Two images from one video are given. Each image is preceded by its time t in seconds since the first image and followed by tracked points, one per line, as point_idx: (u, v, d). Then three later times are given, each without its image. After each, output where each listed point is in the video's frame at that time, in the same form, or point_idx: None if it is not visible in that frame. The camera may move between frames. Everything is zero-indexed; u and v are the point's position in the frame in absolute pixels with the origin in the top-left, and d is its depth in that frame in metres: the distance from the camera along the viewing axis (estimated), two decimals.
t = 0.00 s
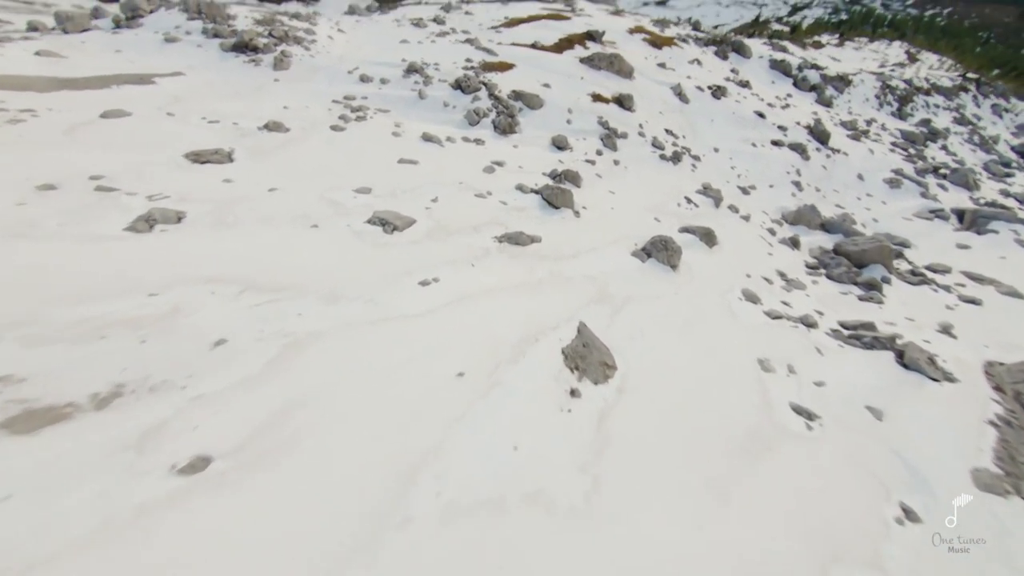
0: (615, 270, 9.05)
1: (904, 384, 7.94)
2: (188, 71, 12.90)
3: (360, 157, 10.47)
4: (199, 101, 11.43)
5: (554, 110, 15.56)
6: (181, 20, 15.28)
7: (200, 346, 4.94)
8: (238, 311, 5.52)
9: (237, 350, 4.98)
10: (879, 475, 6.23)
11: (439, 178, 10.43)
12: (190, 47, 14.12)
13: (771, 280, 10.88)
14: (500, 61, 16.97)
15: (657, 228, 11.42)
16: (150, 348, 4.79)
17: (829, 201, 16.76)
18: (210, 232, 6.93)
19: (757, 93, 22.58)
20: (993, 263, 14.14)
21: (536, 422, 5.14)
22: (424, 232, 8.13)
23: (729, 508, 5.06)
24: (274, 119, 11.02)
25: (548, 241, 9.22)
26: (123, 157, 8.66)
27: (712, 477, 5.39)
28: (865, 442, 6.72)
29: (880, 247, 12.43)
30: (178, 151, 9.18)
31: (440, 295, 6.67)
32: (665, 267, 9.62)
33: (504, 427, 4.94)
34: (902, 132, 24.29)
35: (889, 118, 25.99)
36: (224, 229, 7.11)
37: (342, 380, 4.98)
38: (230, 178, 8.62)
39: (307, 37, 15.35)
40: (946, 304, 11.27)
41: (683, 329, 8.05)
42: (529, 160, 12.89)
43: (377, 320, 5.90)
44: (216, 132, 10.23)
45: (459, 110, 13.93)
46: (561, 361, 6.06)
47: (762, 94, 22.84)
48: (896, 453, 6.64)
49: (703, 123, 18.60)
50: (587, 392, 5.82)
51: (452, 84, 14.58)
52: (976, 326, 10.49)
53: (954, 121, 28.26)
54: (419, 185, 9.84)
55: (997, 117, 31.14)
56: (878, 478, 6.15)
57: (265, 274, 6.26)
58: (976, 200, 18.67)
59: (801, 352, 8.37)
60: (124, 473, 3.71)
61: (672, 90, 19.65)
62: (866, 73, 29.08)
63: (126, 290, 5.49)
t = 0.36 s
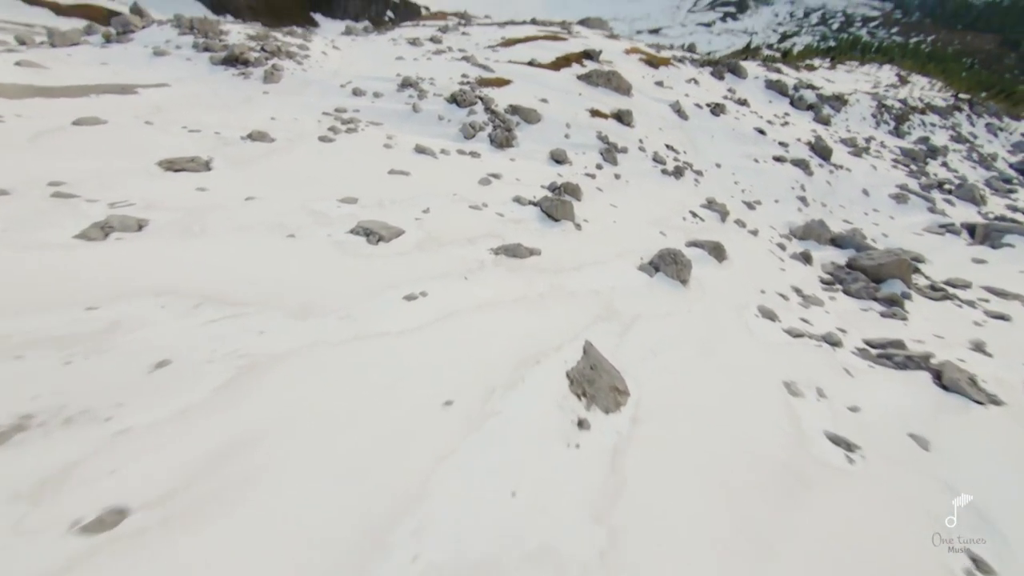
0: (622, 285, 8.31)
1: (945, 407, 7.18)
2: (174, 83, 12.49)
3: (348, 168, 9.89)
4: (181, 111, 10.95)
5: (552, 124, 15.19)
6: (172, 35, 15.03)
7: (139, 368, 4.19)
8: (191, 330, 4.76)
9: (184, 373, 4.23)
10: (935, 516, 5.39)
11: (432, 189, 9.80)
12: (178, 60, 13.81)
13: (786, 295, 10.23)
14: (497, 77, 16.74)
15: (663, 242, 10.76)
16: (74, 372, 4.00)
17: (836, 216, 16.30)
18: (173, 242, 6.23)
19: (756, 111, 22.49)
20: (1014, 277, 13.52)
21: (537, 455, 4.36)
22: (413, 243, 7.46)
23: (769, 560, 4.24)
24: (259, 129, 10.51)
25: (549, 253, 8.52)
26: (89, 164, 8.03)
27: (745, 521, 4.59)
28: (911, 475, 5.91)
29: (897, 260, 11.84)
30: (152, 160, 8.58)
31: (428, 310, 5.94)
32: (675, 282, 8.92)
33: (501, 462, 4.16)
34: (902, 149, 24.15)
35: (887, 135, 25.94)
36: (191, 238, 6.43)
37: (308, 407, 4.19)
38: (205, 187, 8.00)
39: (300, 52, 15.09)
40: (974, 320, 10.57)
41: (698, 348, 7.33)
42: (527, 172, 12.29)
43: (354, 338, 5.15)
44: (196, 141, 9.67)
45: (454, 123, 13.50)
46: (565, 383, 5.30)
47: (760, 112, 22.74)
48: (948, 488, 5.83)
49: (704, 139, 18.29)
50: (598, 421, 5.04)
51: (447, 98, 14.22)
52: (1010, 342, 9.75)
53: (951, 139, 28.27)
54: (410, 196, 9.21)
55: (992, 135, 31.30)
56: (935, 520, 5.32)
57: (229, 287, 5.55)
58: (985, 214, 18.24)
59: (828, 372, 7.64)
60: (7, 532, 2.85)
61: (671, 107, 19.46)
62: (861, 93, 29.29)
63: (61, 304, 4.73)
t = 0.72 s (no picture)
0: (629, 300, 7.58)
1: (999, 435, 6.39)
2: (158, 95, 12.06)
3: (333, 179, 9.29)
4: (163, 121, 10.46)
5: (550, 139, 14.79)
6: (162, 51, 14.75)
7: (48, 397, 3.39)
8: (128, 349, 4.00)
9: (104, 402, 3.43)
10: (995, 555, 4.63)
11: (424, 200, 9.18)
12: (166, 74, 13.47)
13: (804, 312, 9.54)
14: (493, 94, 16.48)
15: (670, 256, 10.09)
16: None
17: (844, 231, 15.78)
18: (128, 251, 5.54)
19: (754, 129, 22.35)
20: None
21: (539, 505, 3.53)
22: (399, 254, 6.76)
23: None
24: (242, 140, 9.97)
25: (550, 266, 7.83)
26: (50, 170, 7.40)
27: (781, 569, 3.86)
28: (965, 511, 5.13)
29: (917, 275, 11.19)
30: (121, 168, 7.96)
31: (412, 326, 5.18)
32: (686, 297, 8.23)
33: (494, 516, 3.32)
34: (902, 166, 23.95)
35: (886, 153, 25.83)
36: (148, 247, 5.73)
37: (253, 446, 3.34)
38: (174, 195, 7.36)
39: (292, 67, 14.81)
40: (1006, 337, 9.84)
41: (717, 370, 6.55)
42: (525, 185, 11.70)
43: (321, 360, 4.36)
44: (174, 150, 9.12)
45: (449, 137, 13.04)
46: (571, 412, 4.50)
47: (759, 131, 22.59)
48: (1002, 520, 5.09)
49: (704, 156, 17.96)
50: (614, 458, 4.25)
51: (442, 112, 13.85)
52: None
53: (949, 157, 28.24)
54: (399, 207, 8.57)
55: (988, 154, 31.37)
56: (987, 554, 4.61)
57: (181, 301, 4.81)
58: (996, 230, 17.76)
59: (863, 396, 6.89)
60: None
61: (669, 125, 19.23)
62: (856, 113, 29.45)
63: None
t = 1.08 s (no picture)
0: (638, 316, 6.83)
1: None
2: (140, 107, 11.60)
3: (317, 189, 8.68)
4: (141, 131, 9.93)
5: (548, 153, 14.35)
6: (151, 66, 14.42)
7: None
8: (34, 372, 3.22)
9: None
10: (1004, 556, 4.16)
11: (414, 211, 8.53)
12: (152, 88, 13.09)
13: (826, 330, 8.86)
14: (490, 110, 16.18)
15: (679, 270, 9.41)
16: None
17: (854, 246, 15.24)
18: (69, 260, 4.81)
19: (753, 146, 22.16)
20: None
21: (535, 572, 2.70)
22: (383, 265, 6.06)
23: None
24: (223, 150, 9.40)
25: (551, 280, 7.12)
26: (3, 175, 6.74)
27: None
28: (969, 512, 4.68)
29: (940, 288, 10.54)
30: (84, 175, 7.32)
31: (390, 346, 4.41)
32: (700, 313, 7.51)
33: None
34: (903, 182, 23.72)
35: (885, 170, 25.67)
36: (94, 255, 5.02)
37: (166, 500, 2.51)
38: (138, 203, 6.71)
39: (283, 83, 14.49)
40: None
41: (741, 394, 5.77)
42: (522, 198, 11.09)
43: (275, 387, 3.57)
44: (148, 159, 8.53)
45: (443, 150, 12.55)
46: (580, 449, 3.71)
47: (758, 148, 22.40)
48: (1010, 519, 4.62)
49: (705, 172, 17.57)
50: (636, 504, 3.47)
51: (436, 127, 13.43)
52: None
53: (947, 174, 28.14)
54: (386, 218, 7.92)
55: (984, 171, 31.36)
56: None
57: (117, 315, 4.06)
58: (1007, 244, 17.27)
59: (906, 423, 6.12)
60: None
61: (668, 142, 18.95)
62: (852, 132, 29.53)
63: None
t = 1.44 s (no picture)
0: (652, 336, 6.06)
1: None
2: (119, 123, 11.12)
3: (298, 203, 8.04)
4: (116, 145, 9.39)
5: (545, 169, 13.90)
6: (139, 85, 14.10)
7: None
8: None
9: None
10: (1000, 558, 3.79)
11: (403, 225, 7.88)
12: (136, 105, 12.71)
13: (854, 349, 8.12)
14: (485, 128, 15.87)
15: (690, 286, 8.71)
16: None
17: (865, 262, 14.66)
18: None
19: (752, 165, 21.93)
20: None
21: None
22: (363, 280, 5.35)
23: None
24: (201, 163, 8.96)
25: (554, 296, 6.40)
26: None
27: None
28: (967, 512, 4.30)
29: (969, 302, 9.86)
30: (39, 185, 6.66)
31: (360, 372, 3.64)
32: (719, 331, 6.77)
33: None
34: (905, 199, 23.45)
35: (885, 187, 25.47)
36: (22, 265, 4.29)
37: None
38: (93, 213, 6.06)
39: (273, 101, 14.16)
40: None
41: (777, 426, 4.95)
42: (520, 213, 10.50)
43: (200, 424, 2.76)
44: (117, 172, 7.93)
45: (437, 166, 12.05)
46: (596, 505, 2.89)
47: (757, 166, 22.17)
48: (1009, 524, 4.27)
49: (707, 189, 17.13)
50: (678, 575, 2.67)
51: (430, 143, 13.00)
52: None
53: (946, 190, 27.98)
54: (372, 231, 7.26)
55: (981, 187, 31.32)
56: None
57: (23, 331, 3.32)
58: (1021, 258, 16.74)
59: (968, 455, 5.31)
60: None
61: (668, 160, 18.62)
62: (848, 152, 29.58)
63: None
